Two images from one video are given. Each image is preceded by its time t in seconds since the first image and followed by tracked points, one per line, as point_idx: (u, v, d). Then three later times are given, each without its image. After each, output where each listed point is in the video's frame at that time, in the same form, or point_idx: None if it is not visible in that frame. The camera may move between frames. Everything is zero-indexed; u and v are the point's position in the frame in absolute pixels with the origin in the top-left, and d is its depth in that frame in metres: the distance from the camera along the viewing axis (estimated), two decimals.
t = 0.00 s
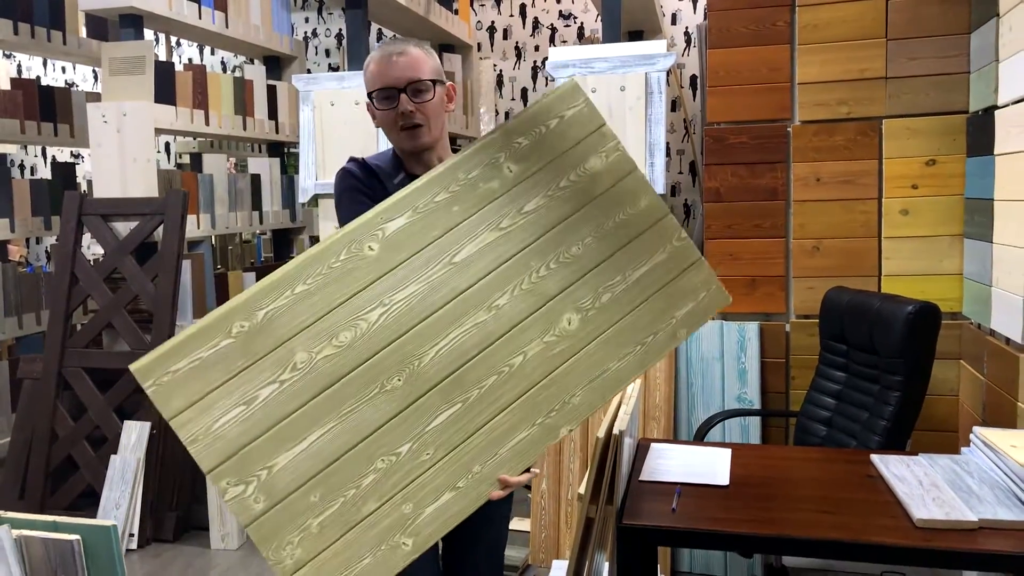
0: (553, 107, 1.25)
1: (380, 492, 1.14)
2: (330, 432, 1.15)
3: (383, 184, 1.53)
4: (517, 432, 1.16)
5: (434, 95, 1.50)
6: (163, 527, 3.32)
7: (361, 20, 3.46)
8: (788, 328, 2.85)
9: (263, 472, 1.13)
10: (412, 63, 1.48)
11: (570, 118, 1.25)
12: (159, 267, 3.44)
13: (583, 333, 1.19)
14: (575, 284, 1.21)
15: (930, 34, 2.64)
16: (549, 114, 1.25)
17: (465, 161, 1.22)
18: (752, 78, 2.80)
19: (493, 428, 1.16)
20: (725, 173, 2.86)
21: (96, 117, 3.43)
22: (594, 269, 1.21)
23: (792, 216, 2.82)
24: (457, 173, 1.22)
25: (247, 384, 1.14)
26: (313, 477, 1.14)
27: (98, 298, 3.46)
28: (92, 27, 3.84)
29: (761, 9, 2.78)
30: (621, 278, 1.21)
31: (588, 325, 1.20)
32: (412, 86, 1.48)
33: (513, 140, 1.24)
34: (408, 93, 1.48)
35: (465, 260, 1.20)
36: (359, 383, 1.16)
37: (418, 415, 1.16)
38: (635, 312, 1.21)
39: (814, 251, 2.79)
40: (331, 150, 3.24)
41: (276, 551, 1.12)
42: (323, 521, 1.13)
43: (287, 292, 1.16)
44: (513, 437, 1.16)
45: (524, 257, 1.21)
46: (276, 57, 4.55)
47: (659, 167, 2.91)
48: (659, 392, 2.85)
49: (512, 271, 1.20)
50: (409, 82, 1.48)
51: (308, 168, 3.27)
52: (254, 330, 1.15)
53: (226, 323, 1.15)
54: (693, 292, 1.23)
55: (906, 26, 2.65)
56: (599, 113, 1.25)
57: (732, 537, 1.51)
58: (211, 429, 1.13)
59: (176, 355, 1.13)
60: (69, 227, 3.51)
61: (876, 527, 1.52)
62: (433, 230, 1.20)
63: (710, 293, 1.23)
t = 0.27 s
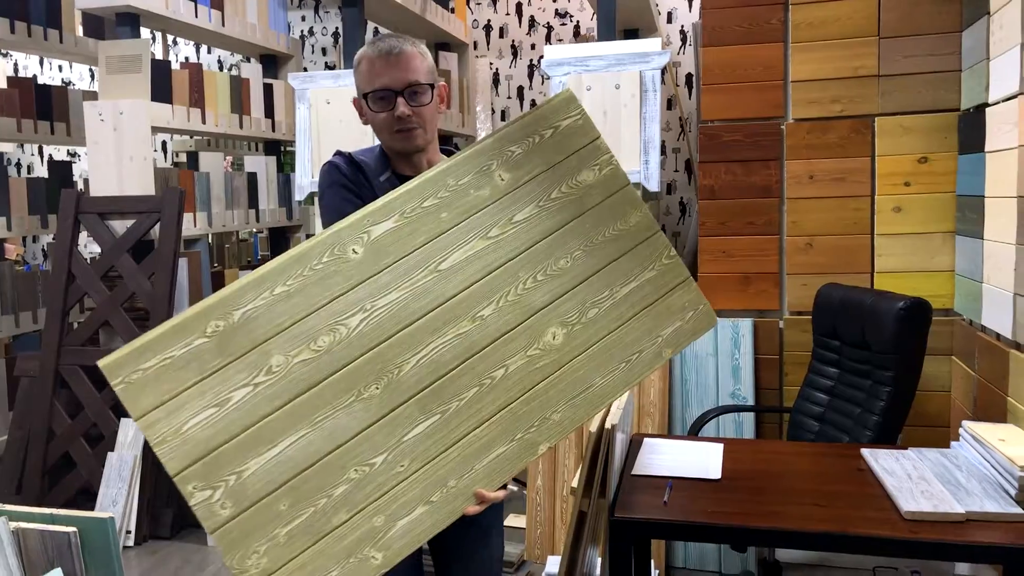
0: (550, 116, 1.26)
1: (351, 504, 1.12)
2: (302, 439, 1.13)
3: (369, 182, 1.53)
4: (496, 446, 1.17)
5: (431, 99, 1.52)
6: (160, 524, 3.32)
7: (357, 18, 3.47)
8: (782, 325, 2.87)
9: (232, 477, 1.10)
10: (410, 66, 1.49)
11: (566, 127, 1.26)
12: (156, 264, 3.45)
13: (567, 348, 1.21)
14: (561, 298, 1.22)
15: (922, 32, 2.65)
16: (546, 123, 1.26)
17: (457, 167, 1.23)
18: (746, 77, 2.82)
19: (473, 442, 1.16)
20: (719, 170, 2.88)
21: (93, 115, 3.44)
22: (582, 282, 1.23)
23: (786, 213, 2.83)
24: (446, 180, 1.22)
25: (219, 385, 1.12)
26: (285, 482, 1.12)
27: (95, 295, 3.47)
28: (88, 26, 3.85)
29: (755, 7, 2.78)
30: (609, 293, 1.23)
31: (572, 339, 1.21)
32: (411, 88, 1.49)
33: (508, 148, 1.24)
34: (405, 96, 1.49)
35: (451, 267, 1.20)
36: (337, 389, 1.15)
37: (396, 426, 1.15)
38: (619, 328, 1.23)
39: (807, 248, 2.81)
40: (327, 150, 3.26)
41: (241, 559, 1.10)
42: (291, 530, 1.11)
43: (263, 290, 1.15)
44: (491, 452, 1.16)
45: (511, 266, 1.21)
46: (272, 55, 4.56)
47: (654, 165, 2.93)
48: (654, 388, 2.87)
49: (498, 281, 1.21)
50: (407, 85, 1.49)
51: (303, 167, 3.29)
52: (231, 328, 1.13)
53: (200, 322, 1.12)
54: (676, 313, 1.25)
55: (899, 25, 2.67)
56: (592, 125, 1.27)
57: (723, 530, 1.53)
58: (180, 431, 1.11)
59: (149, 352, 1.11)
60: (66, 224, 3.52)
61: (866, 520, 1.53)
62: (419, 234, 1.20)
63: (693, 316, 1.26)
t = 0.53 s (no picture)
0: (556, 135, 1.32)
1: (311, 497, 1.19)
2: (270, 426, 1.21)
3: (366, 177, 1.54)
4: (467, 457, 1.21)
5: (434, 94, 1.53)
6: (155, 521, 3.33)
7: (351, 17, 3.49)
8: (772, 321, 2.89)
9: (198, 454, 1.19)
10: (413, 62, 1.51)
11: (572, 147, 1.32)
12: (152, 262, 3.47)
13: (552, 365, 1.24)
14: (547, 314, 1.26)
15: (910, 31, 2.68)
16: (551, 142, 1.31)
17: (456, 175, 1.30)
18: (736, 75, 2.85)
19: (443, 450, 1.21)
20: (709, 168, 2.90)
21: (89, 114, 3.46)
22: (571, 301, 1.26)
23: (776, 211, 2.86)
24: (446, 187, 1.30)
25: (196, 364, 1.22)
26: (247, 468, 1.20)
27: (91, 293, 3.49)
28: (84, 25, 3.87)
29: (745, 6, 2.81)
30: (601, 315, 1.26)
31: (557, 357, 1.24)
32: (413, 84, 1.51)
33: (512, 161, 1.31)
34: (409, 91, 1.50)
35: (440, 272, 1.27)
36: (314, 379, 1.22)
37: (368, 424, 1.22)
38: (608, 352, 1.25)
39: (797, 245, 2.84)
40: (322, 148, 3.29)
41: (196, 538, 1.17)
42: (249, 515, 1.18)
43: (258, 276, 1.24)
44: (460, 463, 1.20)
45: (499, 277, 1.27)
46: (269, 55, 4.58)
47: (645, 163, 2.96)
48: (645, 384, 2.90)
49: (487, 292, 1.26)
50: (410, 80, 1.50)
51: (298, 164, 3.32)
52: (216, 309, 1.23)
53: (184, 301, 1.22)
54: (671, 344, 1.26)
55: (887, 24, 2.69)
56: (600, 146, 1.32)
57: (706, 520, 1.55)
58: (155, 402, 1.20)
59: (135, 322, 1.21)
60: (63, 223, 3.54)
61: (847, 510, 1.56)
62: (412, 237, 1.28)
63: (688, 348, 1.26)
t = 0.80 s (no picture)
0: (580, 146, 1.26)
1: (291, 490, 1.22)
2: (259, 417, 1.23)
3: (385, 167, 1.54)
4: (450, 469, 1.21)
5: (457, 102, 1.41)
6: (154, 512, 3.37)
7: (347, 15, 3.52)
8: (763, 315, 2.92)
9: (187, 437, 1.23)
10: (436, 67, 1.38)
11: (596, 159, 1.26)
12: (150, 257, 3.50)
13: (548, 384, 1.22)
14: (551, 332, 1.23)
15: (899, 27, 2.71)
16: (573, 153, 1.25)
17: (470, 178, 1.26)
18: (727, 71, 2.89)
19: (429, 459, 1.22)
20: (701, 163, 2.94)
21: (88, 111, 3.49)
22: (579, 320, 1.23)
23: (767, 205, 2.89)
24: (459, 192, 1.26)
25: (196, 348, 1.24)
26: (236, 453, 1.23)
27: (89, 288, 3.53)
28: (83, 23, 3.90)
29: (736, 4, 2.85)
30: (608, 338, 1.23)
31: (555, 377, 1.22)
32: (434, 91, 1.39)
33: (530, 170, 1.26)
34: (430, 100, 1.39)
35: (444, 278, 1.25)
36: (306, 375, 1.23)
37: (355, 425, 1.23)
38: (612, 376, 1.22)
39: (788, 239, 2.86)
40: (319, 143, 3.31)
41: (178, 517, 1.22)
42: (229, 501, 1.22)
43: (262, 268, 1.25)
44: (447, 472, 1.21)
45: (503, 285, 1.24)
46: (266, 53, 4.61)
47: (638, 158, 2.98)
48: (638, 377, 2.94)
49: (490, 303, 1.24)
50: (432, 87, 1.38)
51: (295, 159, 3.35)
52: (221, 296, 1.24)
53: (190, 286, 1.24)
54: (681, 375, 1.22)
55: (877, 20, 2.72)
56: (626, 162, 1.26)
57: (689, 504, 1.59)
58: (154, 381, 1.24)
59: (144, 301, 1.24)
60: (62, 219, 3.57)
61: (828, 494, 1.59)
62: (420, 239, 1.25)
63: (697, 381, 1.22)
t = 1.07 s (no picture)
0: (603, 155, 1.33)
1: (301, 490, 1.32)
2: (274, 417, 1.34)
3: (406, 164, 1.53)
4: (452, 481, 1.29)
5: (483, 114, 1.30)
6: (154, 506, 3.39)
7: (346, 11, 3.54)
8: (759, 310, 2.94)
9: (209, 432, 1.35)
10: (461, 78, 1.25)
11: (618, 168, 1.33)
12: (150, 253, 3.52)
13: (556, 400, 1.28)
14: (561, 347, 1.29)
15: (893, 24, 2.72)
16: (594, 162, 1.33)
17: (485, 192, 1.34)
18: (723, 68, 2.91)
19: (433, 467, 1.29)
20: (698, 159, 2.96)
21: (88, 107, 3.50)
22: (590, 335, 1.29)
23: (763, 201, 2.91)
24: (477, 202, 1.34)
25: (222, 347, 1.36)
26: (251, 451, 1.35)
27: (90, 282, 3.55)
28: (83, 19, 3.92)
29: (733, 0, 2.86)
30: (622, 355, 1.28)
31: (563, 394, 1.28)
32: (460, 103, 1.27)
33: (548, 179, 1.33)
34: (453, 113, 1.28)
35: (455, 289, 1.33)
36: (321, 379, 1.34)
37: (365, 429, 1.32)
38: (621, 396, 1.27)
39: (783, 234, 2.88)
40: (318, 139, 3.33)
41: (198, 507, 1.35)
42: (244, 496, 1.34)
43: (286, 272, 1.36)
44: (449, 484, 1.29)
45: (511, 299, 1.32)
46: (266, 50, 4.64)
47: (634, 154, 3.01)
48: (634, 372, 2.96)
49: (500, 314, 1.31)
50: (456, 100, 1.27)
51: (295, 156, 3.36)
52: (245, 299, 1.37)
53: (218, 289, 1.37)
54: (697, 399, 1.26)
55: (871, 17, 2.74)
56: (649, 171, 1.33)
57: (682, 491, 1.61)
58: (180, 378, 1.37)
59: (174, 303, 1.38)
60: (63, 214, 3.60)
61: (818, 483, 1.61)
62: (435, 248, 1.34)
63: (713, 406, 1.26)
